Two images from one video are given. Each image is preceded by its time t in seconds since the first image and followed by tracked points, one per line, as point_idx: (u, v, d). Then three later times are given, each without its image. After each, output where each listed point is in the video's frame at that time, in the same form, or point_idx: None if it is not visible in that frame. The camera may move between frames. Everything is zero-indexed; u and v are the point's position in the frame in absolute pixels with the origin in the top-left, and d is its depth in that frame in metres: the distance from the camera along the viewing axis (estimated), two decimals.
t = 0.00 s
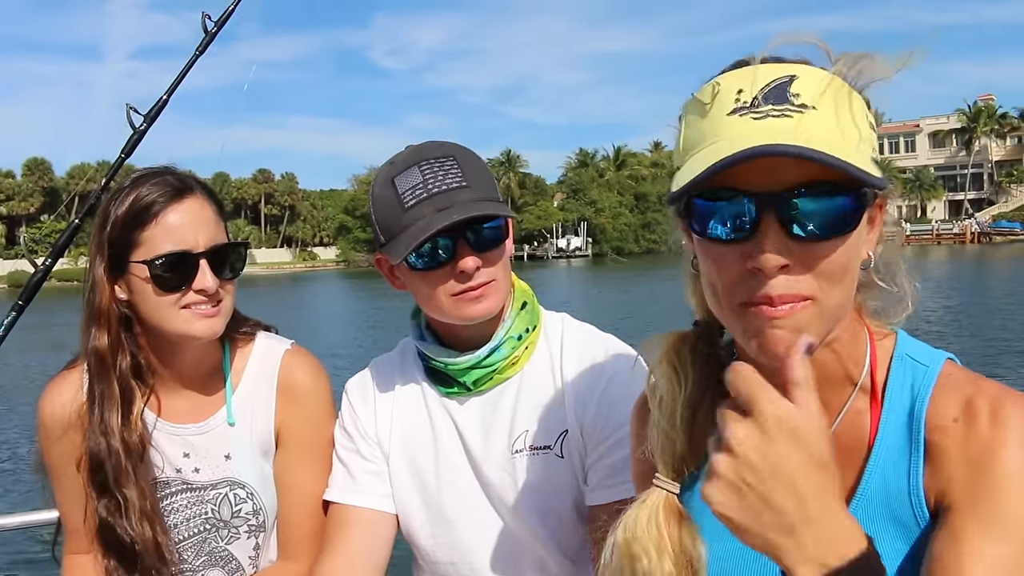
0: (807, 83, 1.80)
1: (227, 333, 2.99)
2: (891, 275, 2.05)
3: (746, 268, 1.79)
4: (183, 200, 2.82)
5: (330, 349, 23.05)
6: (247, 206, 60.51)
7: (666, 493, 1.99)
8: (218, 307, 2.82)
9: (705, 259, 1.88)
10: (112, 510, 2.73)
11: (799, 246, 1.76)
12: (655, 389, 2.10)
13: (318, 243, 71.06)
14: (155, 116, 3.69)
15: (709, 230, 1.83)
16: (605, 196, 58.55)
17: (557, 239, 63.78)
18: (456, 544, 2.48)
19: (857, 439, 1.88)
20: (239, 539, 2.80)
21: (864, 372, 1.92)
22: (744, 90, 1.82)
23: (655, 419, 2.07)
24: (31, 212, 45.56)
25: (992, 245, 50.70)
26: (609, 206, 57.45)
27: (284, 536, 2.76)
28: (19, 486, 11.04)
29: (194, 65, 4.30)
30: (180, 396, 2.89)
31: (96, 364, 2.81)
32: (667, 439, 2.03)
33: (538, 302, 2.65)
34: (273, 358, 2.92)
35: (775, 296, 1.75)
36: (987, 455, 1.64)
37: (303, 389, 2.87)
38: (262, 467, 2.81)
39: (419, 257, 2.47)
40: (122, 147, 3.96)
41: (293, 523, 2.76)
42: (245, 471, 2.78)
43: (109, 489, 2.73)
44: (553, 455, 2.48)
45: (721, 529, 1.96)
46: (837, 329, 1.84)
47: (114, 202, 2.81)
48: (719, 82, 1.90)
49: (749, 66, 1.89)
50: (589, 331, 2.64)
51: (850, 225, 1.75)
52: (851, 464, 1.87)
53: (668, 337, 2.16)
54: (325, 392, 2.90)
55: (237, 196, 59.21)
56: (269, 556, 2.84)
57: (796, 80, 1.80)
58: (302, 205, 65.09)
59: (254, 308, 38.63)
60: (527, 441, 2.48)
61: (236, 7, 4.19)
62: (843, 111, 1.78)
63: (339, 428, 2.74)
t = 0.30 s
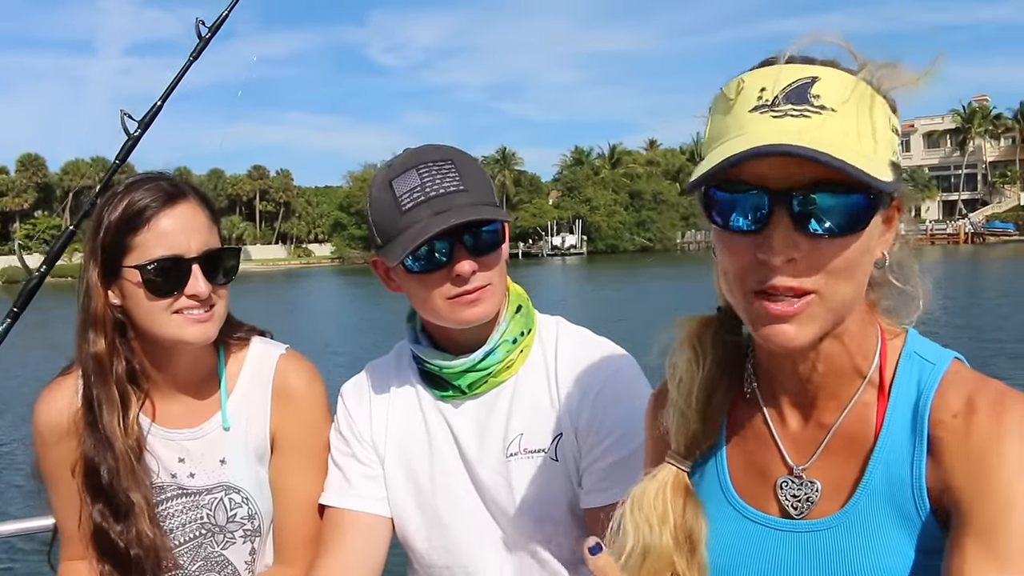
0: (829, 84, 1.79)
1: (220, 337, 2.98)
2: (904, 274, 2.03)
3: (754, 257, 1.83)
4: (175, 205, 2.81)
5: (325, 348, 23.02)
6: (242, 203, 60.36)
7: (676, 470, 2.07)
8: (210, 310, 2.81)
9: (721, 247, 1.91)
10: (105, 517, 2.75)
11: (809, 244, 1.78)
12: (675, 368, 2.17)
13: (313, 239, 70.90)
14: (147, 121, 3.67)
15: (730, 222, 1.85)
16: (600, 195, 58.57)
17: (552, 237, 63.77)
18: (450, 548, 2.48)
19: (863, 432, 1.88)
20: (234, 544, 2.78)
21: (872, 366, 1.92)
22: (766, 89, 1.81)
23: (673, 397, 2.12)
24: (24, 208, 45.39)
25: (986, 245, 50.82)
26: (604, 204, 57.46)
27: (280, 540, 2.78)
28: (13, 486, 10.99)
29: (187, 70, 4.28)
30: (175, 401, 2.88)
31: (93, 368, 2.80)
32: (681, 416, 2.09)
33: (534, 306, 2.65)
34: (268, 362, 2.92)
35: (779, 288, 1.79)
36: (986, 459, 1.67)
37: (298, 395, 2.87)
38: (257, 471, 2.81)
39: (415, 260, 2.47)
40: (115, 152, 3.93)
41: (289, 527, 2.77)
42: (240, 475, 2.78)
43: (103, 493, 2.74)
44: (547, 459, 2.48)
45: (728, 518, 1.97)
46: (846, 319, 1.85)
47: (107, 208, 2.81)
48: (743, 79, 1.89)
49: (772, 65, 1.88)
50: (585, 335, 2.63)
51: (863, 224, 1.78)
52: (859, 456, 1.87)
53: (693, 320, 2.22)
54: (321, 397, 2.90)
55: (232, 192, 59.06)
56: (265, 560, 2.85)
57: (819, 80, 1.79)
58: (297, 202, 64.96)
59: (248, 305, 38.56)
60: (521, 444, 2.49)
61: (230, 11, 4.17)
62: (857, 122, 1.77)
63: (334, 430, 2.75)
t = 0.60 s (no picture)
0: (858, 93, 1.86)
1: (226, 354, 3.01)
2: (918, 295, 2.04)
3: (767, 242, 1.90)
4: (184, 223, 2.85)
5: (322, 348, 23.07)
6: (239, 201, 60.36)
7: (684, 468, 2.13)
8: (217, 327, 2.85)
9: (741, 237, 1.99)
10: (108, 529, 2.77)
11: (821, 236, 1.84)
12: (692, 374, 2.23)
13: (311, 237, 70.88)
14: (151, 139, 3.70)
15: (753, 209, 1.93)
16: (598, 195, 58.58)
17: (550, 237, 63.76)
18: (450, 560, 2.53)
19: (871, 441, 1.92)
20: (237, 558, 2.81)
21: (882, 378, 1.96)
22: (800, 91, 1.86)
23: (687, 400, 2.19)
24: (21, 204, 45.35)
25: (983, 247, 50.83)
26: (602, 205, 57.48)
27: (282, 554, 2.81)
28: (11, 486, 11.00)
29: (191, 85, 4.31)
30: (180, 414, 2.92)
31: (98, 382, 2.84)
32: (693, 416, 2.16)
33: (533, 321, 2.69)
34: (273, 377, 2.96)
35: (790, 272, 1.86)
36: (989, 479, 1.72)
37: (302, 410, 2.91)
38: (260, 486, 2.85)
39: (420, 274, 2.52)
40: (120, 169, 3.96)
41: (290, 541, 2.81)
42: (243, 489, 2.82)
43: (105, 506, 2.78)
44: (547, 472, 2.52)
45: (735, 524, 2.00)
46: (852, 326, 1.91)
47: (116, 224, 2.84)
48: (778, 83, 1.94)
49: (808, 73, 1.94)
50: (584, 351, 2.66)
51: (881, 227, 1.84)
52: (867, 464, 1.91)
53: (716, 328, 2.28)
54: (324, 412, 2.94)
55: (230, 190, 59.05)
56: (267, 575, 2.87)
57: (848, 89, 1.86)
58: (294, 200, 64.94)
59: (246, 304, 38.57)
60: (521, 458, 2.52)
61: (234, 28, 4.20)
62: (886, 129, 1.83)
63: (336, 444, 2.79)
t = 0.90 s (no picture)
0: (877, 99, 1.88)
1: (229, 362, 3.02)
2: (916, 316, 2.02)
3: (772, 228, 1.91)
4: (189, 231, 2.87)
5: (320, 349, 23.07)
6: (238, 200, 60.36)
7: (678, 479, 2.13)
8: (220, 335, 2.86)
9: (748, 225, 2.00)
10: (108, 535, 2.79)
11: (824, 226, 1.85)
12: (688, 386, 2.26)
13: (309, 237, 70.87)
14: (151, 147, 3.70)
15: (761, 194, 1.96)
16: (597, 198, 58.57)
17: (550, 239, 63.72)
18: (447, 569, 2.53)
19: (869, 451, 1.93)
20: (235, 566, 2.81)
21: (877, 388, 1.96)
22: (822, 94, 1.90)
23: (684, 411, 2.22)
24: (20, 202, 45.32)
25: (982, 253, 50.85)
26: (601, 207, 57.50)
27: (281, 563, 2.83)
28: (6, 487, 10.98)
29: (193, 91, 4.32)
30: (182, 421, 2.93)
31: (101, 388, 2.85)
32: (688, 426, 2.18)
33: (530, 329, 2.70)
34: (273, 385, 2.97)
35: (787, 256, 1.85)
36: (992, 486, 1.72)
37: (303, 419, 2.92)
38: (261, 495, 2.86)
39: (420, 279, 2.53)
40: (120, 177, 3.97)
41: (290, 550, 2.82)
42: (243, 497, 2.83)
43: (104, 513, 2.79)
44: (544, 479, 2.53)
45: (733, 532, 1.99)
46: (846, 326, 1.90)
47: (122, 232, 2.87)
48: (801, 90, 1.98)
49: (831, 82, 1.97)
50: (579, 358, 2.67)
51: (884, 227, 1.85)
52: (865, 473, 1.91)
53: (714, 341, 2.31)
54: (325, 421, 2.95)
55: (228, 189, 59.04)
56: None
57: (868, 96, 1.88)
58: (294, 200, 64.94)
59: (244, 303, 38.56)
60: (516, 465, 2.54)
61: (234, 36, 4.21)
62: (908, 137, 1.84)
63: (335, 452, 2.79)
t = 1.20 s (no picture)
0: (829, 102, 1.87)
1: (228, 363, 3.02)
2: (896, 292, 2.10)
3: (757, 259, 1.89)
4: (188, 231, 2.87)
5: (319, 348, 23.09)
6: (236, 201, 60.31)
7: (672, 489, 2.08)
8: (218, 335, 2.86)
9: (718, 253, 1.98)
10: (104, 535, 2.80)
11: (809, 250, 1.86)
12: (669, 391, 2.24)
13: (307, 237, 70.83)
14: (146, 148, 3.71)
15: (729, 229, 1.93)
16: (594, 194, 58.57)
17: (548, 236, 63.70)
18: (446, 565, 2.53)
19: (855, 444, 1.92)
20: (234, 566, 2.81)
21: (860, 380, 1.98)
22: (771, 105, 1.88)
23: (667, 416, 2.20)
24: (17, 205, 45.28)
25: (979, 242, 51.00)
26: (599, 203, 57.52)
27: (282, 562, 2.82)
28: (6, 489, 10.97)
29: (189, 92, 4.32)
30: (179, 421, 2.94)
31: (100, 387, 2.85)
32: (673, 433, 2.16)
33: (525, 325, 2.71)
34: (273, 386, 2.98)
35: (781, 289, 1.86)
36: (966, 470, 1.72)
37: (303, 418, 2.93)
38: (260, 495, 2.86)
39: (414, 274, 2.54)
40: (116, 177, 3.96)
41: (290, 552, 2.81)
42: (242, 497, 2.83)
43: (102, 512, 2.80)
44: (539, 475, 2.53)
45: (724, 538, 1.99)
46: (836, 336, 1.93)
47: (121, 233, 2.87)
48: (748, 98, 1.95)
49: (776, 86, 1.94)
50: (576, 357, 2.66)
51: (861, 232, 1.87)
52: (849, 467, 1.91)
53: (685, 343, 2.30)
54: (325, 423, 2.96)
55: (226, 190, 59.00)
56: None
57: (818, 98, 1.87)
58: (291, 200, 64.88)
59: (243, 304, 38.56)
60: (513, 461, 2.54)
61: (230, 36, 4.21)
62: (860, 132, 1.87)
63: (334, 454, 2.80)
